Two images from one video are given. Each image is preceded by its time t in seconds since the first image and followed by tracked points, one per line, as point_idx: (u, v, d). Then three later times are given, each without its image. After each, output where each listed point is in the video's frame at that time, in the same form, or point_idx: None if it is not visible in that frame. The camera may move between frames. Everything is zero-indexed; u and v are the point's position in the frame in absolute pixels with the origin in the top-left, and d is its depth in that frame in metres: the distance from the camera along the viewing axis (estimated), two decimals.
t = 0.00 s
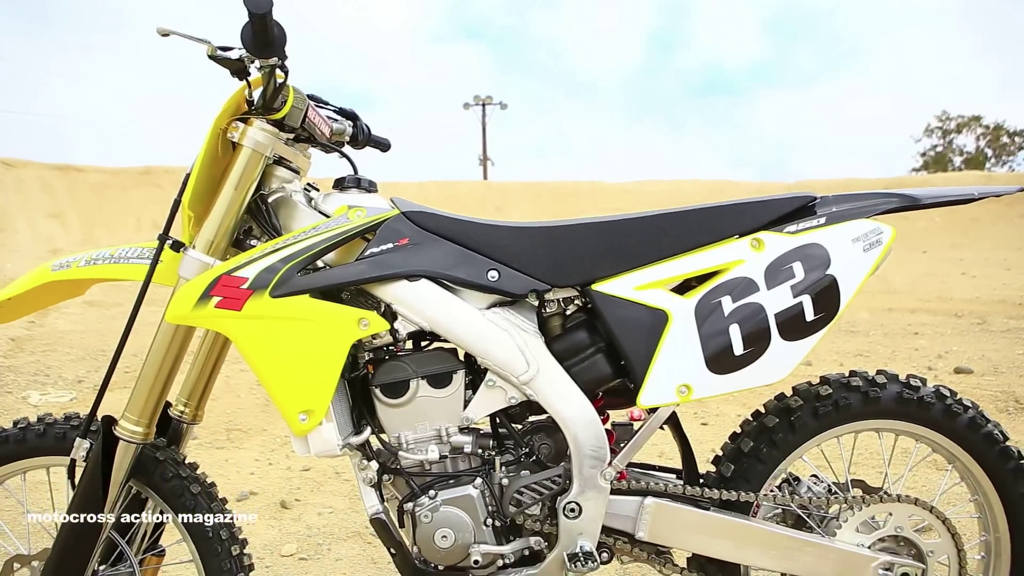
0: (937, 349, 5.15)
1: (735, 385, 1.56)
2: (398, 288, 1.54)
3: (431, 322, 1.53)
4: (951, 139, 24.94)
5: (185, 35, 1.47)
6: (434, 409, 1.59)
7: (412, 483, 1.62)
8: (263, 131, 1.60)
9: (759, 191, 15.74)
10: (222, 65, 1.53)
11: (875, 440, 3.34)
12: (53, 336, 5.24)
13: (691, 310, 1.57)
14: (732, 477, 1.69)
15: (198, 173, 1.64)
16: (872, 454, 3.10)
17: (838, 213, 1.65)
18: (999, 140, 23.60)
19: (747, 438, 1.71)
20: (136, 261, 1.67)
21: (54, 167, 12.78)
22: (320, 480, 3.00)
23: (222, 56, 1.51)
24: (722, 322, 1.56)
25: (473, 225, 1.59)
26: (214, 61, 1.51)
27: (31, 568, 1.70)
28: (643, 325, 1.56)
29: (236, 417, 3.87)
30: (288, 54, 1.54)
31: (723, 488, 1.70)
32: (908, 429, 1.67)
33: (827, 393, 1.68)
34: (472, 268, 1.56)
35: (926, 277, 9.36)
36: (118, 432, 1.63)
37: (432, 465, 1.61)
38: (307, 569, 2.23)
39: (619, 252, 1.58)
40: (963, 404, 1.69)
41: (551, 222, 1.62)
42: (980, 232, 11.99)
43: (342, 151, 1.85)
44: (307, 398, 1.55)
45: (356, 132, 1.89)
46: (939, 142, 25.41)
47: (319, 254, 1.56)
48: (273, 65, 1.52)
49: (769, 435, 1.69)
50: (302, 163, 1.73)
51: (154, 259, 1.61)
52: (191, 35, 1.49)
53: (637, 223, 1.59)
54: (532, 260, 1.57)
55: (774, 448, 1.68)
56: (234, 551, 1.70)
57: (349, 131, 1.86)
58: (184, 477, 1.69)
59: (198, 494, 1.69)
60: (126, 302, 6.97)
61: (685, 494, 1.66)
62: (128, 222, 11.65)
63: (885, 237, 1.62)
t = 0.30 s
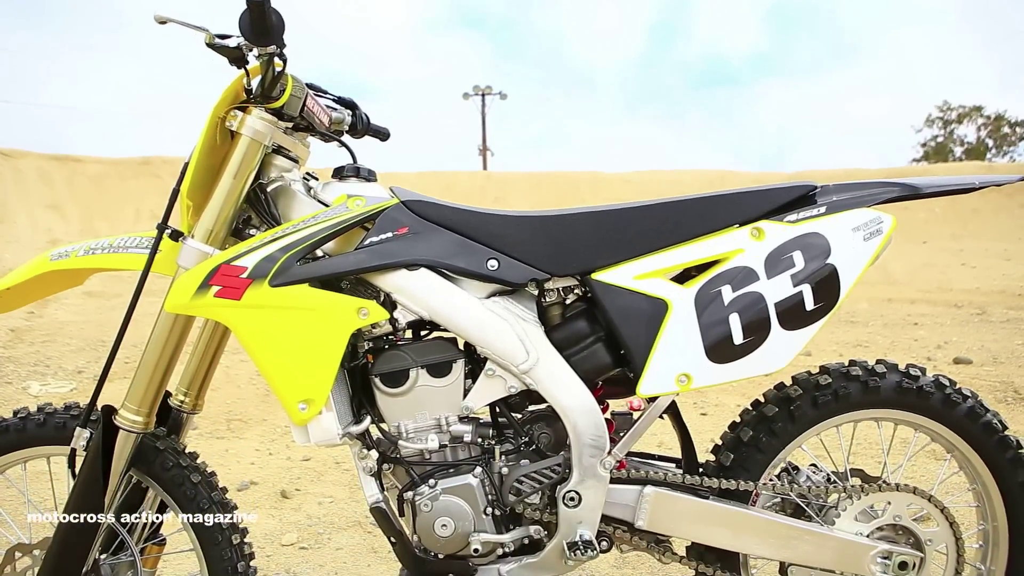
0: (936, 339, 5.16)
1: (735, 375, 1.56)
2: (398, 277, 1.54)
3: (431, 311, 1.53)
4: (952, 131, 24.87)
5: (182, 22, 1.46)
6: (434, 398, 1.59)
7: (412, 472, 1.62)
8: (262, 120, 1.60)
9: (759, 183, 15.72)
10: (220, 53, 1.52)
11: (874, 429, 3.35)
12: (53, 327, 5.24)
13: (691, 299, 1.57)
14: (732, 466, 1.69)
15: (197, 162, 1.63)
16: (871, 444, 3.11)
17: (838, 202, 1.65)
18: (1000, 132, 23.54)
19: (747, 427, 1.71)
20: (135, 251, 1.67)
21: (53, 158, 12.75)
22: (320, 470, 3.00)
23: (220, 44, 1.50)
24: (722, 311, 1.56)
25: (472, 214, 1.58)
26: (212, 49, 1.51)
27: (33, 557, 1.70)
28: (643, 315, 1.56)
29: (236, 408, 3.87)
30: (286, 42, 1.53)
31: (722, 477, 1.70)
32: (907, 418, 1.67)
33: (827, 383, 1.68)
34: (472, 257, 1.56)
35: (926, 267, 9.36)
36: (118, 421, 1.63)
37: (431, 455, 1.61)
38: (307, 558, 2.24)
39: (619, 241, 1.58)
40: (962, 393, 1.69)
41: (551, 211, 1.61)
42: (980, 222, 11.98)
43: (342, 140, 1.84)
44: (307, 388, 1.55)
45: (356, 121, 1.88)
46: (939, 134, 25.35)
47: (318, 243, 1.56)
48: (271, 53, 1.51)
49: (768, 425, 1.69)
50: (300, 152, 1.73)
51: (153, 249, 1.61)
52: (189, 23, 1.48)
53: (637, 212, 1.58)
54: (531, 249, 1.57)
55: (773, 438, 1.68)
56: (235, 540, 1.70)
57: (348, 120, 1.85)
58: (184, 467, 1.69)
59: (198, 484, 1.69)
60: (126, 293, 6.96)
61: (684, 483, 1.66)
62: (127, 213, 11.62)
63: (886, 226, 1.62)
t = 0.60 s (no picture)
0: (936, 330, 5.16)
1: (734, 364, 1.56)
2: (397, 267, 1.54)
3: (431, 301, 1.53)
4: (953, 123, 24.80)
5: (180, 10, 1.45)
6: (434, 388, 1.59)
7: (412, 461, 1.62)
8: (260, 109, 1.59)
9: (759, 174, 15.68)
10: (218, 41, 1.51)
11: (873, 419, 3.36)
12: (53, 318, 5.24)
13: (691, 289, 1.56)
14: (731, 456, 1.70)
15: (195, 151, 1.63)
16: (870, 434, 3.12)
17: (839, 191, 1.64)
18: (1001, 124, 23.48)
19: (747, 416, 1.71)
20: (134, 241, 1.67)
21: (51, 149, 12.72)
22: (321, 461, 3.01)
23: (218, 32, 1.49)
24: (721, 301, 1.56)
25: (472, 204, 1.58)
26: (210, 37, 1.50)
27: (34, 547, 1.71)
28: (642, 304, 1.56)
29: (236, 398, 3.88)
30: (284, 31, 1.52)
31: (721, 467, 1.70)
32: (907, 407, 1.68)
33: (827, 372, 1.68)
34: (471, 247, 1.56)
35: (925, 258, 9.35)
36: (118, 411, 1.63)
37: (431, 444, 1.62)
38: (308, 548, 2.24)
39: (619, 230, 1.57)
40: (961, 383, 1.69)
41: (550, 201, 1.61)
42: (981, 214, 11.96)
43: (341, 130, 1.84)
44: (306, 377, 1.55)
45: (355, 110, 1.87)
46: (940, 126, 25.28)
47: (318, 233, 1.56)
48: (270, 42, 1.50)
49: (768, 415, 1.69)
50: (299, 141, 1.72)
51: (152, 238, 1.60)
52: (187, 11, 1.47)
53: (637, 202, 1.58)
54: (531, 239, 1.57)
55: (772, 427, 1.68)
56: (235, 529, 1.71)
57: (347, 110, 1.84)
58: (184, 457, 1.69)
59: (198, 473, 1.70)
60: (125, 283, 6.96)
61: (684, 473, 1.66)
62: (126, 204, 11.60)
63: (886, 216, 1.61)
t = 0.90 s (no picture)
0: (935, 320, 5.16)
1: (734, 354, 1.56)
2: (397, 257, 1.54)
3: (431, 290, 1.53)
4: (954, 115, 24.74)
5: None
6: (434, 377, 1.59)
7: (412, 451, 1.62)
8: (259, 98, 1.58)
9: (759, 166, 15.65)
10: (217, 30, 1.50)
11: (872, 409, 3.36)
12: (52, 309, 5.24)
13: (691, 279, 1.56)
14: (731, 445, 1.70)
15: (194, 140, 1.62)
16: (869, 425, 3.13)
17: (839, 180, 1.64)
18: (1002, 115, 23.42)
19: (747, 406, 1.71)
20: (133, 231, 1.66)
21: (50, 140, 12.69)
22: (321, 451, 3.01)
23: (216, 20, 1.48)
24: (722, 291, 1.56)
25: (471, 193, 1.58)
26: (208, 25, 1.49)
27: (36, 535, 1.71)
28: (642, 294, 1.56)
29: (236, 388, 3.88)
30: (283, 19, 1.51)
31: (721, 456, 1.71)
32: (906, 397, 1.68)
33: (826, 362, 1.68)
34: (471, 236, 1.55)
35: (926, 249, 9.34)
36: (118, 401, 1.63)
37: (431, 434, 1.62)
38: (308, 538, 2.25)
39: (619, 220, 1.57)
40: (961, 373, 1.69)
41: (550, 190, 1.60)
42: (981, 205, 11.95)
43: (340, 119, 1.83)
44: (306, 367, 1.55)
45: (354, 100, 1.86)
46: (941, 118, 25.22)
47: (317, 222, 1.55)
48: (268, 30, 1.50)
49: (768, 404, 1.69)
50: (298, 130, 1.72)
51: (151, 228, 1.60)
52: None
53: (637, 191, 1.58)
54: (531, 228, 1.56)
55: (772, 416, 1.68)
56: (235, 519, 1.71)
57: (346, 99, 1.83)
58: (184, 447, 1.69)
59: (198, 463, 1.69)
60: (125, 274, 6.95)
61: (684, 462, 1.67)
62: (125, 195, 11.58)
63: (886, 206, 1.61)
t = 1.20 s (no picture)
0: (935, 312, 5.16)
1: (734, 345, 1.56)
2: (396, 248, 1.54)
3: (430, 281, 1.53)
4: (955, 107, 24.68)
5: None
6: (434, 368, 1.59)
7: (412, 441, 1.62)
8: (258, 88, 1.58)
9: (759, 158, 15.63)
10: (215, 19, 1.50)
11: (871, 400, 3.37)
12: (52, 300, 5.24)
13: (691, 269, 1.56)
14: (730, 436, 1.70)
15: (192, 130, 1.61)
16: (868, 416, 3.14)
17: (840, 171, 1.63)
18: (1003, 108, 23.35)
19: (746, 396, 1.71)
20: (132, 221, 1.66)
21: (49, 132, 12.65)
22: (321, 442, 3.02)
23: (214, 9, 1.47)
24: (721, 281, 1.56)
25: (471, 183, 1.57)
26: (206, 14, 1.48)
27: (37, 526, 1.72)
28: (642, 284, 1.56)
29: (236, 380, 3.89)
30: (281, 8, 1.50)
31: (720, 447, 1.71)
32: (906, 388, 1.68)
33: (826, 353, 1.68)
34: (471, 226, 1.55)
35: (926, 240, 9.33)
36: (118, 391, 1.63)
37: (431, 424, 1.62)
38: (308, 529, 2.26)
39: (618, 210, 1.57)
40: (960, 363, 1.69)
41: (550, 181, 1.60)
42: (982, 196, 11.93)
43: (339, 109, 1.82)
44: (305, 357, 1.55)
45: (353, 90, 1.86)
46: (942, 111, 25.16)
47: (316, 212, 1.55)
48: (266, 19, 1.49)
49: (767, 395, 1.69)
50: (298, 121, 1.71)
51: (149, 218, 1.60)
52: None
53: (637, 181, 1.57)
54: (530, 219, 1.56)
55: (772, 407, 1.68)
56: (235, 509, 1.71)
57: (345, 89, 1.83)
58: (184, 437, 1.70)
59: (198, 453, 1.70)
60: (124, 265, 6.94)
61: (683, 453, 1.67)
62: (124, 186, 11.56)
63: (887, 196, 1.60)
